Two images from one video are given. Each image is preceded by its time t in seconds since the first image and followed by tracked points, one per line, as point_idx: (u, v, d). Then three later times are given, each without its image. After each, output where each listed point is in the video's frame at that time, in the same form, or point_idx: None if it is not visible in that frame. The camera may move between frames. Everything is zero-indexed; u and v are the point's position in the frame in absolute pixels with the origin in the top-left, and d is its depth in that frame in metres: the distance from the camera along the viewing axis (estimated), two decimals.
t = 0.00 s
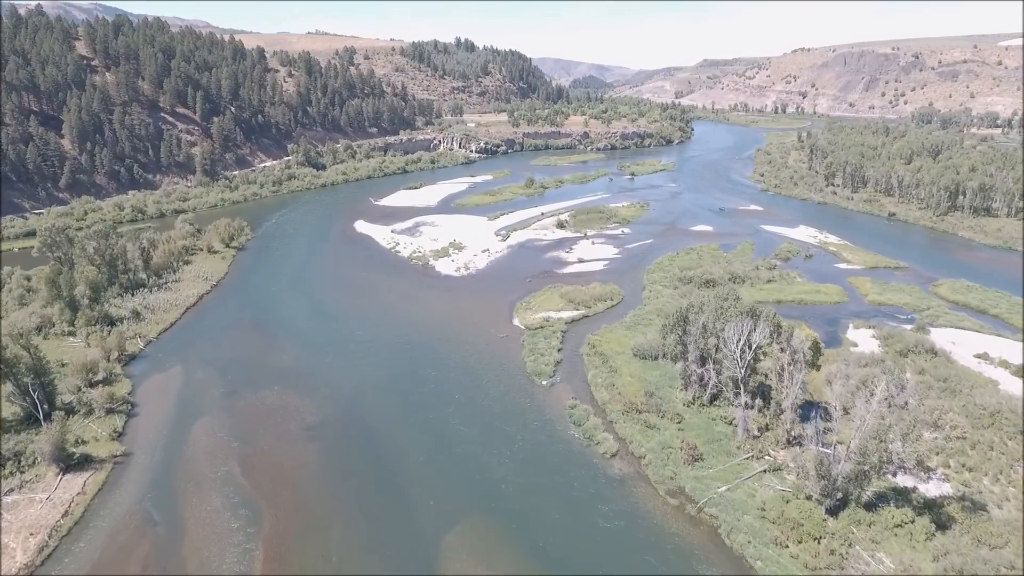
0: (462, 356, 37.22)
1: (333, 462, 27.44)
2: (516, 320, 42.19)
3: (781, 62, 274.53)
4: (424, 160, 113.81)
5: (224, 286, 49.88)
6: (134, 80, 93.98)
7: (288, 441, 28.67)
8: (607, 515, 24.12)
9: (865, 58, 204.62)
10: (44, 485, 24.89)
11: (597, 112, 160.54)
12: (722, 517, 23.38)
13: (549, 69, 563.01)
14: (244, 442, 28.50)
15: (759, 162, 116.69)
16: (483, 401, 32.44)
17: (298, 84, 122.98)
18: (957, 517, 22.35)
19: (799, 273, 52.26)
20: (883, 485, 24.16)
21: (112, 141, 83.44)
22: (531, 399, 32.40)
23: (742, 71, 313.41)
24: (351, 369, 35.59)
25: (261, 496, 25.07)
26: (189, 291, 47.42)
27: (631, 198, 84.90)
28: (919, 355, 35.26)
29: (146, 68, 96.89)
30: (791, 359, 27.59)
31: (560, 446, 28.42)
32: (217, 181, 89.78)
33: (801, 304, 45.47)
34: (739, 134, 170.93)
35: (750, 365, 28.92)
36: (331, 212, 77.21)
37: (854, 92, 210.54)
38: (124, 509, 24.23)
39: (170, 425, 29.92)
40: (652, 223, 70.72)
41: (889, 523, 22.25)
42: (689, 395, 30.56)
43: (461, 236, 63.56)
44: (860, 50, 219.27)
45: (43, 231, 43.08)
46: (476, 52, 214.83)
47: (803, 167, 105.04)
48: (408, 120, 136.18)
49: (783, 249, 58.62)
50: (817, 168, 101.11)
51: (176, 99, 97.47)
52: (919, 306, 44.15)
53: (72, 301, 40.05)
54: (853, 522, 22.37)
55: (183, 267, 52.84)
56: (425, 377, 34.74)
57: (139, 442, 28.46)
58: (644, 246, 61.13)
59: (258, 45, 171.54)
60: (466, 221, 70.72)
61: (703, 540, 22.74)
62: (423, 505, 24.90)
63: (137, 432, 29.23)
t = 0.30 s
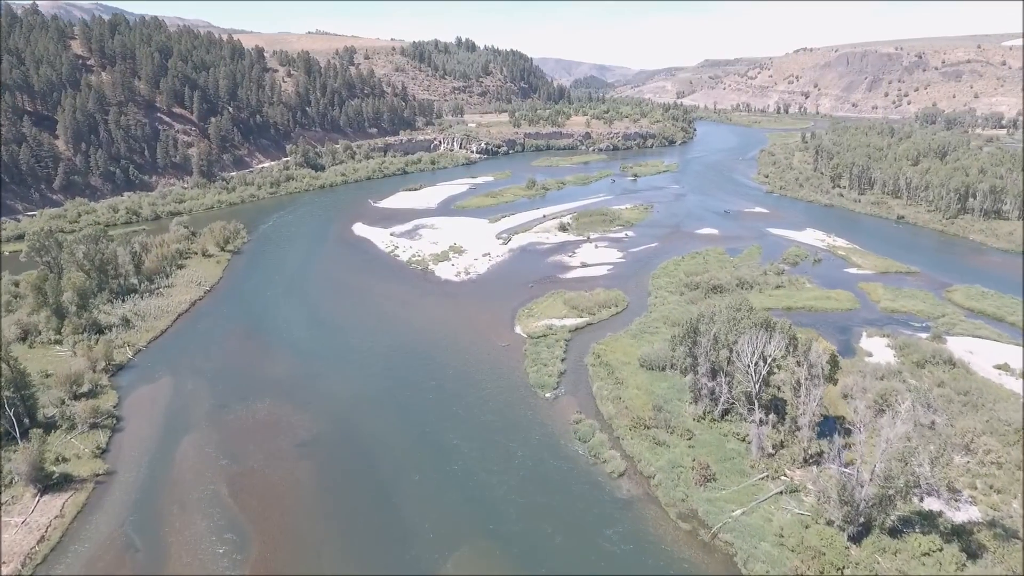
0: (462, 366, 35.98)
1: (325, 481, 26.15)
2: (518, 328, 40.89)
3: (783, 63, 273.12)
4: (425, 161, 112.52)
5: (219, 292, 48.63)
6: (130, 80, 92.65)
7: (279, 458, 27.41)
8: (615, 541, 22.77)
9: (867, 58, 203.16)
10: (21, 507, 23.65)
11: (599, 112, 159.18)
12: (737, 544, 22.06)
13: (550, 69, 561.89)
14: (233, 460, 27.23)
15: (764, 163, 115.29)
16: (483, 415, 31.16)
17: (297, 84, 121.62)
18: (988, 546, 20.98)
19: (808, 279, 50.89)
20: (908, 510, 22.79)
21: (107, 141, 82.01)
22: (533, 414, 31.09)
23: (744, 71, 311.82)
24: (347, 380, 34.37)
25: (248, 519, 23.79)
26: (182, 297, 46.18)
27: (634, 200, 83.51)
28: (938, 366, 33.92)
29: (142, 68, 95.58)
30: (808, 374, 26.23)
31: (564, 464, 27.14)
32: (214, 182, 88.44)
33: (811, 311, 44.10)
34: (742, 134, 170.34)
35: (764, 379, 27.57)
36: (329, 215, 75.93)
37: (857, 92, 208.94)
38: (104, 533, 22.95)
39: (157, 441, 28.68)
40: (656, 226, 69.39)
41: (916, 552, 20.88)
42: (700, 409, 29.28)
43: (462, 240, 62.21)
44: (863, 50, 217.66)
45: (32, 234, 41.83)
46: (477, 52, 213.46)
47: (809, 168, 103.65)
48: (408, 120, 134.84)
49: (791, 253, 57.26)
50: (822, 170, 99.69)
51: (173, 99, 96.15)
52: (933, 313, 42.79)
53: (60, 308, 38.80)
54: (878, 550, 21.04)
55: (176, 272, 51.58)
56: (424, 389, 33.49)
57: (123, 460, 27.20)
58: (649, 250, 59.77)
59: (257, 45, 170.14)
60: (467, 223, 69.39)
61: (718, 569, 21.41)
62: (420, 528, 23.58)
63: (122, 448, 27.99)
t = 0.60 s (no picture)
0: (462, 378, 34.73)
1: (318, 501, 24.85)
2: (521, 337, 39.57)
3: (785, 63, 271.71)
4: (425, 162, 111.31)
5: (213, 297, 47.35)
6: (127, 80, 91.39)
7: (270, 476, 26.13)
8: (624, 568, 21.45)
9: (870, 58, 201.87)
10: None
11: (600, 113, 157.84)
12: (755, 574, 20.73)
13: (551, 69, 560.95)
14: (222, 479, 25.91)
15: (768, 163, 113.97)
16: (485, 431, 29.87)
17: (296, 84, 120.36)
18: None
19: (818, 284, 49.53)
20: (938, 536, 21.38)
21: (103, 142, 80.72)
22: (537, 430, 29.78)
23: (746, 71, 310.46)
24: (343, 392, 33.10)
25: (235, 544, 22.51)
26: (174, 303, 44.91)
27: (638, 202, 82.19)
28: (959, 378, 32.57)
29: (139, 68, 94.34)
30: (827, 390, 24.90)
31: (570, 484, 25.84)
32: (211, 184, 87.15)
33: (823, 318, 42.75)
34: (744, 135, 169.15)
35: (781, 395, 26.21)
36: (328, 217, 74.63)
37: (860, 92, 207.63)
38: (82, 560, 21.66)
39: (143, 458, 27.37)
40: (661, 229, 68.07)
41: None
42: (711, 424, 28.02)
43: (462, 243, 60.90)
44: (866, 50, 216.26)
45: (20, 239, 40.58)
46: (478, 52, 212.19)
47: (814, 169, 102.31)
48: (409, 120, 133.61)
49: (799, 257, 55.91)
50: (829, 171, 98.23)
51: (170, 100, 94.89)
52: (949, 320, 41.44)
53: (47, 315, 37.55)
54: None
55: (169, 277, 50.31)
56: (423, 403, 32.23)
57: (107, 479, 25.92)
58: (654, 254, 58.45)
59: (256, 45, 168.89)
60: (468, 226, 68.07)
61: None
62: (417, 554, 22.27)
63: (106, 466, 26.70)
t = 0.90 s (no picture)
0: (464, 390, 33.54)
1: (310, 523, 23.59)
2: (524, 345, 38.26)
3: (789, 62, 270.07)
4: (426, 163, 110.08)
5: (207, 303, 46.14)
6: (124, 80, 90.20)
7: (260, 496, 24.90)
8: None
9: (874, 58, 200.30)
10: None
11: (603, 113, 156.44)
12: None
13: (553, 69, 559.87)
14: (210, 499, 24.65)
15: (773, 164, 112.50)
16: (486, 447, 28.60)
17: (295, 84, 119.10)
18: None
19: (830, 289, 48.14)
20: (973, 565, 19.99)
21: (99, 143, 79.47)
22: (540, 445, 28.49)
23: (749, 70, 308.55)
24: (340, 405, 31.87)
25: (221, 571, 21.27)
26: (167, 310, 43.69)
27: (642, 204, 80.82)
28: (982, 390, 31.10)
29: (136, 68, 93.15)
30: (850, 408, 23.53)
31: (576, 505, 24.51)
32: (209, 185, 85.92)
33: (836, 325, 41.37)
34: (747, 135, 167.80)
35: (799, 412, 24.83)
36: (327, 220, 73.38)
37: (864, 91, 205.70)
38: None
39: (128, 478, 26.11)
40: (666, 231, 66.71)
41: None
42: (725, 440, 26.65)
43: (464, 247, 59.60)
44: (871, 49, 214.29)
45: (8, 243, 38.89)
46: (480, 51, 211.08)
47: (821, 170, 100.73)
48: (410, 121, 132.33)
49: (809, 261, 54.53)
50: (836, 172, 96.67)
51: (168, 100, 93.70)
52: (968, 328, 39.99)
53: (33, 324, 36.29)
54: None
55: (163, 282, 49.09)
56: (422, 417, 31.02)
57: (89, 501, 24.66)
58: (660, 258, 57.09)
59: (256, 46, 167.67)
60: (469, 228, 66.77)
61: None
62: None
63: (89, 487, 25.45)
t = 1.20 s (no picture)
0: (463, 402, 32.22)
1: (300, 549, 22.32)
2: (526, 355, 36.95)
3: (790, 62, 268.59)
4: (426, 164, 108.82)
5: (200, 309, 44.89)
6: (119, 80, 88.92)
7: (249, 519, 23.64)
8: None
9: (878, 57, 198.74)
10: None
11: (604, 113, 155.06)
12: None
13: (554, 69, 558.63)
14: (197, 523, 23.45)
15: (777, 165, 111.21)
16: (486, 464, 27.31)
17: (294, 84, 117.82)
18: None
19: (841, 295, 46.79)
20: None
21: (94, 144, 78.11)
22: (544, 462, 27.22)
23: (750, 70, 307.11)
24: (333, 419, 30.56)
25: None
26: (158, 317, 42.43)
27: (646, 206, 79.51)
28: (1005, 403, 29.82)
29: (132, 67, 91.91)
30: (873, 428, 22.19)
31: (582, 529, 23.23)
32: (206, 187, 84.65)
33: (849, 333, 40.02)
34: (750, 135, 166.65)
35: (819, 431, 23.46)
36: (325, 222, 72.08)
37: (867, 91, 204.20)
38: None
39: (111, 499, 24.91)
40: (670, 234, 65.37)
41: None
42: (739, 459, 25.32)
43: (464, 250, 58.30)
44: (873, 49, 212.67)
45: None
46: (480, 51, 209.91)
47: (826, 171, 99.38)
48: (410, 121, 131.06)
49: (818, 265, 53.20)
50: (841, 173, 95.31)
51: (164, 100, 92.44)
52: (986, 336, 38.64)
53: (18, 333, 35.01)
54: None
55: (155, 287, 47.83)
56: (419, 432, 29.68)
57: (68, 525, 23.50)
58: (665, 262, 55.77)
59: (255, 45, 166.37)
60: (470, 231, 65.46)
61: None
62: None
63: (69, 510, 24.26)
